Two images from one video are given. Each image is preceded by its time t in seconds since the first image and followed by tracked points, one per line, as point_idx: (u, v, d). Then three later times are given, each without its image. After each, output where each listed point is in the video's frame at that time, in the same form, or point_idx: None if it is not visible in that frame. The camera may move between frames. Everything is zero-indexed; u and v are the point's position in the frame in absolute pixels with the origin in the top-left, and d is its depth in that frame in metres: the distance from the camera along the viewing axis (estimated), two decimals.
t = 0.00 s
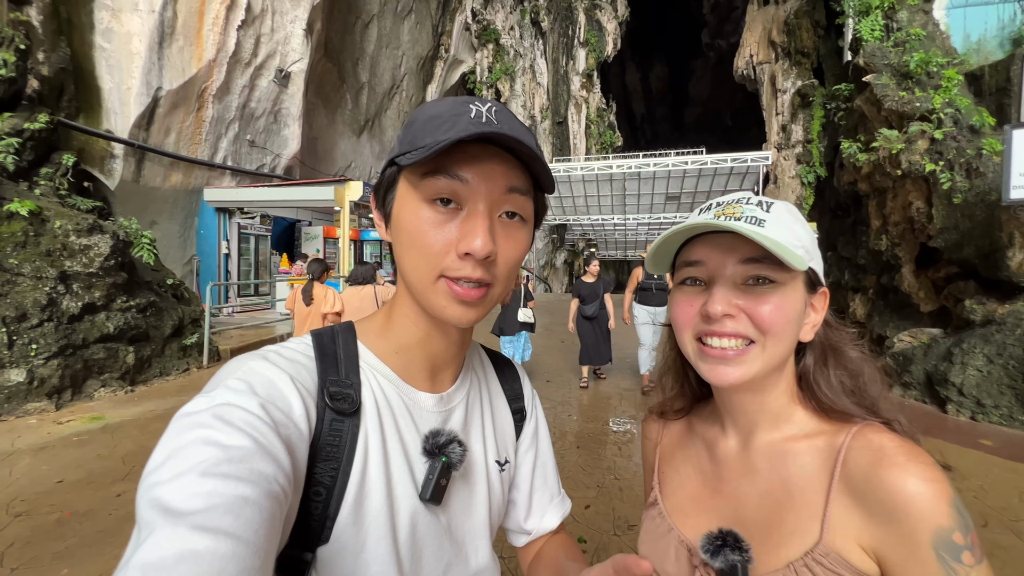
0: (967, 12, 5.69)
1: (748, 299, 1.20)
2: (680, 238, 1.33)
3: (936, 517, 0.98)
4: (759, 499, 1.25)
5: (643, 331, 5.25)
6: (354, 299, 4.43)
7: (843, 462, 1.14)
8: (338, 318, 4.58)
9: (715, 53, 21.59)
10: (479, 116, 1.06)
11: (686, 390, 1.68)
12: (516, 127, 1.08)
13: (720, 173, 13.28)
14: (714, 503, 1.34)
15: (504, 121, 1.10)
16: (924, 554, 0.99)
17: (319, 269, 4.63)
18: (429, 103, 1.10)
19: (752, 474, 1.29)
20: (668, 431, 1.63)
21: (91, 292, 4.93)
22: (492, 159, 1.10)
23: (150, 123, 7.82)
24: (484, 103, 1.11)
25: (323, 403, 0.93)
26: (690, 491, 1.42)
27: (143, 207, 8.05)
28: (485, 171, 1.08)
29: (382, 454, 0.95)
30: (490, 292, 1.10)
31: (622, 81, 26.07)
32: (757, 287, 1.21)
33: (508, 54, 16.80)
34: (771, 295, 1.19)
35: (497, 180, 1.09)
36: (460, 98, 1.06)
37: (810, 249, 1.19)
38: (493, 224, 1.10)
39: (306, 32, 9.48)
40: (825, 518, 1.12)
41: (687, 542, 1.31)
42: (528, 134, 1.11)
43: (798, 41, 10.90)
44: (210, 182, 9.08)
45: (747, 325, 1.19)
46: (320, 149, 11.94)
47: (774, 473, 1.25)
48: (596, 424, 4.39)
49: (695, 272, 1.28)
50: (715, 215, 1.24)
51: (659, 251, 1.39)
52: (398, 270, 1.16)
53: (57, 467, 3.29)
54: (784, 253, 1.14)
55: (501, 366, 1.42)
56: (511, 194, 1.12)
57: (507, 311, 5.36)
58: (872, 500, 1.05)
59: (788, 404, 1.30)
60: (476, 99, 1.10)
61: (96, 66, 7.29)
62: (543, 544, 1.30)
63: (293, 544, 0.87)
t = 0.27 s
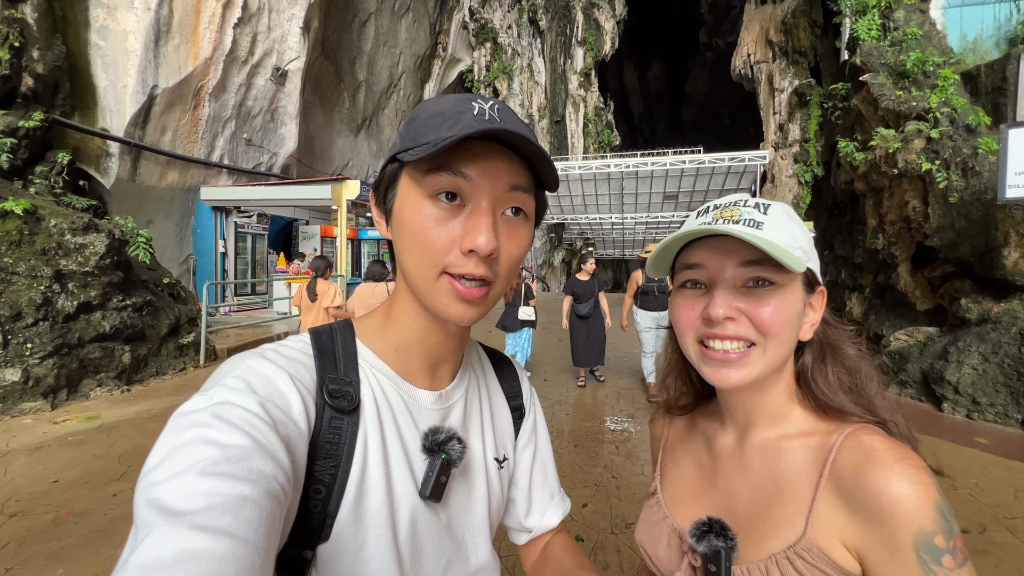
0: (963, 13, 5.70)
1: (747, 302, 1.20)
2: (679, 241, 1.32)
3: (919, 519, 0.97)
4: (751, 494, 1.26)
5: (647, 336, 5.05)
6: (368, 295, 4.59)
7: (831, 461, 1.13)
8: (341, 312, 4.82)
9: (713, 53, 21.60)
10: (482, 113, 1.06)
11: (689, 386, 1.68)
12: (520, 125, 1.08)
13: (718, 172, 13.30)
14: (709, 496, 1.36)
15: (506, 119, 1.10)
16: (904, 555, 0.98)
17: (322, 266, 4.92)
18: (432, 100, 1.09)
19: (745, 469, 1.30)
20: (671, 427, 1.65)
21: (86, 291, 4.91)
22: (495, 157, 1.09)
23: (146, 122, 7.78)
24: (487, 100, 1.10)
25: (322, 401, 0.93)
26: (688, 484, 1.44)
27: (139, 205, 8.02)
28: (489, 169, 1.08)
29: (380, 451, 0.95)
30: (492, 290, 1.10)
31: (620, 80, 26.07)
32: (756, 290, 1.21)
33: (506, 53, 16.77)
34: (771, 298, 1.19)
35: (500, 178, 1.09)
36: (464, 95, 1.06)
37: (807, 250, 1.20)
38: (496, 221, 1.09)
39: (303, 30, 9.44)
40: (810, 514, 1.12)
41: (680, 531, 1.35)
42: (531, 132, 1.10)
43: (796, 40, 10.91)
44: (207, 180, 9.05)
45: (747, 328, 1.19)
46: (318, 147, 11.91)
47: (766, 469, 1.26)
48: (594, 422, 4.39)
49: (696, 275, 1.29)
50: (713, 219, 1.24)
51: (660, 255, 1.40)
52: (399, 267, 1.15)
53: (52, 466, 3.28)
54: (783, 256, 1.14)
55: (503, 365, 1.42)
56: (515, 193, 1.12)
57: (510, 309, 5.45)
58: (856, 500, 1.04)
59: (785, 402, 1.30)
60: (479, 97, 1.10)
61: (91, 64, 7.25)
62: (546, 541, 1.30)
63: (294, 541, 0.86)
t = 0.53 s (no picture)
0: (963, 13, 5.72)
1: (747, 304, 1.20)
2: (682, 241, 1.33)
3: (909, 524, 0.96)
4: (746, 492, 1.27)
5: (646, 339, 4.98)
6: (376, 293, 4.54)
7: (826, 464, 1.13)
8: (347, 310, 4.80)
9: (713, 53, 21.61)
10: (486, 115, 1.06)
11: (694, 386, 1.68)
12: (522, 127, 1.08)
13: (717, 172, 13.30)
14: (707, 494, 1.38)
15: (508, 122, 1.10)
16: (893, 559, 0.97)
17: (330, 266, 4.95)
18: (435, 101, 1.09)
19: (742, 469, 1.31)
20: (677, 427, 1.66)
21: (85, 291, 4.91)
22: (497, 160, 1.09)
23: (145, 122, 7.77)
24: (490, 103, 1.10)
25: (320, 401, 0.93)
26: (688, 482, 1.45)
27: (138, 205, 8.01)
28: (491, 172, 1.08)
29: (379, 452, 0.95)
30: (491, 292, 1.10)
31: (619, 80, 26.09)
32: (758, 292, 1.21)
33: (506, 53, 16.77)
34: (771, 300, 1.19)
35: (501, 181, 1.09)
36: (467, 97, 1.06)
37: (810, 254, 1.20)
38: (497, 223, 1.09)
39: (302, 30, 9.44)
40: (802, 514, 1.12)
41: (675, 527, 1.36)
42: (532, 135, 1.10)
43: (795, 41, 10.91)
44: (206, 180, 9.04)
45: (745, 330, 1.19)
46: (317, 147, 11.90)
47: (762, 469, 1.26)
48: (593, 423, 4.39)
49: (699, 275, 1.29)
50: (717, 221, 1.24)
51: (663, 255, 1.40)
52: (397, 268, 1.15)
53: (51, 466, 3.28)
54: (785, 258, 1.14)
55: (505, 365, 1.42)
56: (515, 195, 1.12)
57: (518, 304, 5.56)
58: (848, 503, 1.04)
59: (786, 405, 1.31)
60: (482, 100, 1.10)
61: (90, 63, 7.24)
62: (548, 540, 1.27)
63: (293, 542, 0.86)
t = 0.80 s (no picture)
0: (963, 11, 5.68)
1: (743, 306, 1.20)
2: (682, 240, 1.33)
3: (898, 530, 0.98)
4: (740, 494, 1.28)
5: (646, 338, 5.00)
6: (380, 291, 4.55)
7: (819, 468, 1.13)
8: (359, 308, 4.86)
9: (711, 50, 21.58)
10: (487, 117, 1.06)
11: (689, 384, 1.68)
12: (524, 130, 1.08)
13: (716, 169, 13.30)
14: (703, 494, 1.39)
15: (510, 124, 1.10)
16: (882, 562, 0.98)
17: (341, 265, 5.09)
18: (437, 103, 1.09)
19: (736, 471, 1.31)
20: (672, 425, 1.67)
21: (83, 288, 4.89)
22: (499, 162, 1.09)
23: (142, 118, 7.74)
24: (492, 105, 1.11)
25: (320, 402, 0.93)
26: (685, 482, 1.47)
27: (135, 202, 7.98)
28: (493, 174, 1.08)
29: (381, 453, 0.95)
30: (491, 293, 1.10)
31: (618, 77, 26.05)
32: (755, 294, 1.21)
33: (504, 50, 16.70)
34: (767, 303, 1.19)
35: (503, 182, 1.09)
36: (469, 99, 1.06)
37: (810, 258, 1.20)
38: (498, 225, 1.09)
39: (300, 26, 9.40)
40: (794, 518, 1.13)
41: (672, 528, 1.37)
42: (535, 138, 1.10)
43: (794, 38, 10.89)
44: (204, 177, 9.01)
45: (739, 333, 1.19)
46: (316, 144, 11.86)
47: (756, 472, 1.26)
48: (592, 420, 4.40)
49: (697, 274, 1.29)
50: (717, 221, 1.25)
51: (662, 253, 1.40)
52: (398, 268, 1.15)
53: (49, 464, 3.27)
54: (782, 261, 1.14)
55: (502, 363, 1.42)
56: (516, 197, 1.12)
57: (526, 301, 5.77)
58: (839, 507, 1.05)
59: (780, 408, 1.30)
60: (484, 102, 1.10)
61: (87, 60, 7.20)
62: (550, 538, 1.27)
63: (296, 543, 0.86)
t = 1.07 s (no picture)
0: (966, 11, 5.70)
1: (741, 311, 1.20)
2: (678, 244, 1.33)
3: (904, 536, 0.97)
4: (741, 501, 1.27)
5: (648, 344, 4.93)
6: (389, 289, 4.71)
7: (821, 474, 1.12)
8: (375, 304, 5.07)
9: (714, 51, 21.57)
10: (484, 116, 1.06)
11: (685, 388, 1.68)
12: (522, 130, 1.08)
13: (719, 171, 13.29)
14: (703, 500, 1.39)
15: (508, 125, 1.10)
16: (887, 567, 0.98)
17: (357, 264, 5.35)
18: (434, 104, 1.09)
19: (736, 476, 1.31)
20: (668, 428, 1.66)
21: (87, 289, 4.91)
22: (496, 162, 1.09)
23: (147, 120, 7.77)
24: (490, 104, 1.10)
25: (324, 406, 0.93)
26: (684, 486, 1.46)
27: (139, 203, 8.01)
28: (490, 175, 1.08)
29: (384, 457, 0.95)
30: (491, 293, 1.10)
31: (621, 78, 26.06)
32: (752, 299, 1.21)
33: (507, 51, 16.73)
34: (765, 307, 1.19)
35: (500, 183, 1.09)
36: (466, 98, 1.06)
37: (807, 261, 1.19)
38: (496, 225, 1.09)
39: (304, 28, 9.44)
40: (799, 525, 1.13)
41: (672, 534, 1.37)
42: (533, 138, 1.10)
43: (797, 39, 10.88)
44: (207, 178, 9.04)
45: (735, 338, 1.19)
46: (318, 145, 11.90)
47: (756, 478, 1.26)
48: (593, 421, 4.40)
49: (694, 278, 1.29)
50: (714, 225, 1.25)
51: (658, 257, 1.40)
52: (398, 271, 1.16)
53: (53, 465, 3.28)
54: (780, 265, 1.14)
55: (503, 366, 1.42)
56: (514, 197, 1.11)
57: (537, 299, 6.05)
58: (843, 514, 1.04)
59: (778, 412, 1.30)
60: (481, 101, 1.10)
61: (92, 62, 7.24)
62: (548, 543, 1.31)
63: (298, 547, 0.87)
